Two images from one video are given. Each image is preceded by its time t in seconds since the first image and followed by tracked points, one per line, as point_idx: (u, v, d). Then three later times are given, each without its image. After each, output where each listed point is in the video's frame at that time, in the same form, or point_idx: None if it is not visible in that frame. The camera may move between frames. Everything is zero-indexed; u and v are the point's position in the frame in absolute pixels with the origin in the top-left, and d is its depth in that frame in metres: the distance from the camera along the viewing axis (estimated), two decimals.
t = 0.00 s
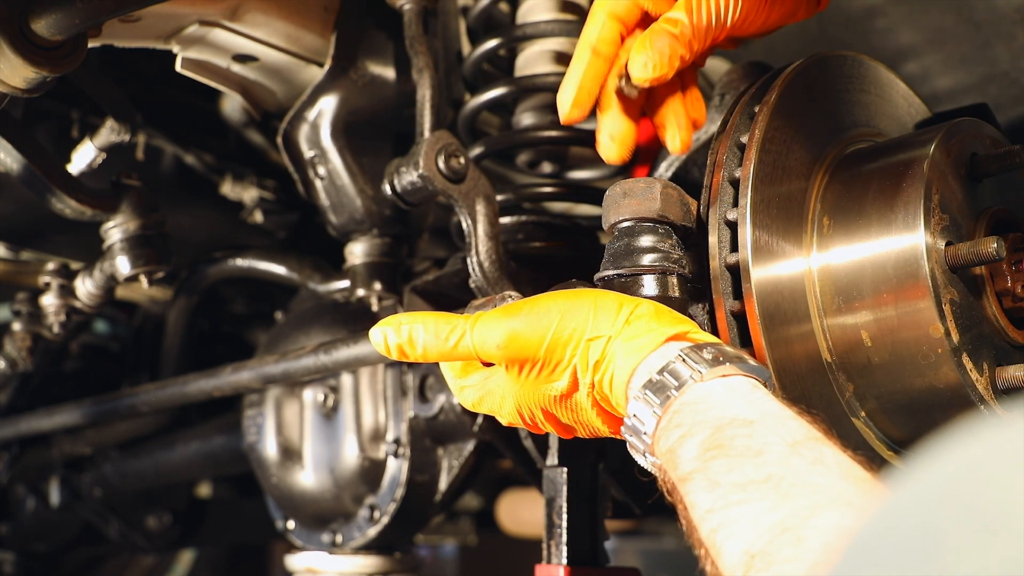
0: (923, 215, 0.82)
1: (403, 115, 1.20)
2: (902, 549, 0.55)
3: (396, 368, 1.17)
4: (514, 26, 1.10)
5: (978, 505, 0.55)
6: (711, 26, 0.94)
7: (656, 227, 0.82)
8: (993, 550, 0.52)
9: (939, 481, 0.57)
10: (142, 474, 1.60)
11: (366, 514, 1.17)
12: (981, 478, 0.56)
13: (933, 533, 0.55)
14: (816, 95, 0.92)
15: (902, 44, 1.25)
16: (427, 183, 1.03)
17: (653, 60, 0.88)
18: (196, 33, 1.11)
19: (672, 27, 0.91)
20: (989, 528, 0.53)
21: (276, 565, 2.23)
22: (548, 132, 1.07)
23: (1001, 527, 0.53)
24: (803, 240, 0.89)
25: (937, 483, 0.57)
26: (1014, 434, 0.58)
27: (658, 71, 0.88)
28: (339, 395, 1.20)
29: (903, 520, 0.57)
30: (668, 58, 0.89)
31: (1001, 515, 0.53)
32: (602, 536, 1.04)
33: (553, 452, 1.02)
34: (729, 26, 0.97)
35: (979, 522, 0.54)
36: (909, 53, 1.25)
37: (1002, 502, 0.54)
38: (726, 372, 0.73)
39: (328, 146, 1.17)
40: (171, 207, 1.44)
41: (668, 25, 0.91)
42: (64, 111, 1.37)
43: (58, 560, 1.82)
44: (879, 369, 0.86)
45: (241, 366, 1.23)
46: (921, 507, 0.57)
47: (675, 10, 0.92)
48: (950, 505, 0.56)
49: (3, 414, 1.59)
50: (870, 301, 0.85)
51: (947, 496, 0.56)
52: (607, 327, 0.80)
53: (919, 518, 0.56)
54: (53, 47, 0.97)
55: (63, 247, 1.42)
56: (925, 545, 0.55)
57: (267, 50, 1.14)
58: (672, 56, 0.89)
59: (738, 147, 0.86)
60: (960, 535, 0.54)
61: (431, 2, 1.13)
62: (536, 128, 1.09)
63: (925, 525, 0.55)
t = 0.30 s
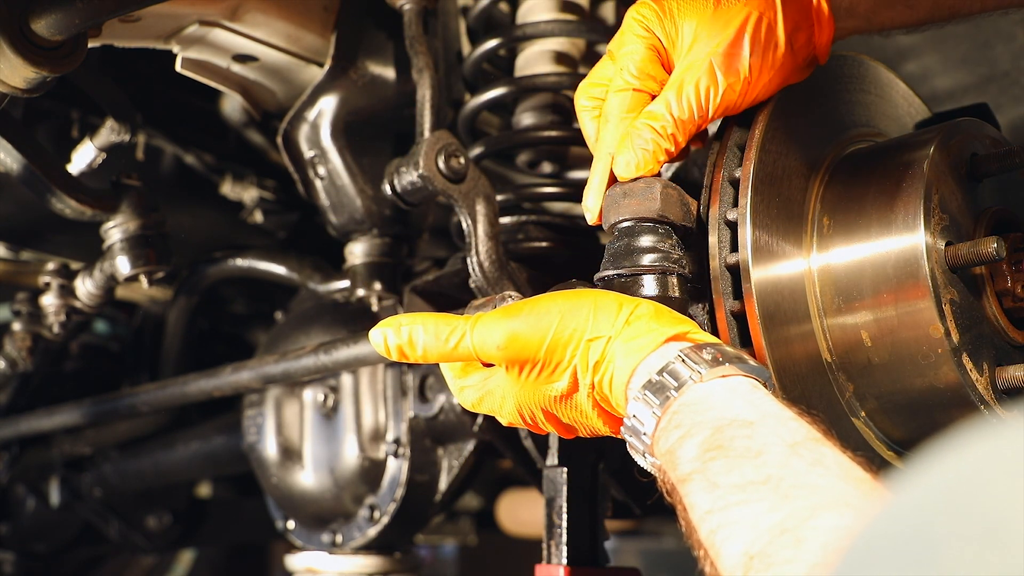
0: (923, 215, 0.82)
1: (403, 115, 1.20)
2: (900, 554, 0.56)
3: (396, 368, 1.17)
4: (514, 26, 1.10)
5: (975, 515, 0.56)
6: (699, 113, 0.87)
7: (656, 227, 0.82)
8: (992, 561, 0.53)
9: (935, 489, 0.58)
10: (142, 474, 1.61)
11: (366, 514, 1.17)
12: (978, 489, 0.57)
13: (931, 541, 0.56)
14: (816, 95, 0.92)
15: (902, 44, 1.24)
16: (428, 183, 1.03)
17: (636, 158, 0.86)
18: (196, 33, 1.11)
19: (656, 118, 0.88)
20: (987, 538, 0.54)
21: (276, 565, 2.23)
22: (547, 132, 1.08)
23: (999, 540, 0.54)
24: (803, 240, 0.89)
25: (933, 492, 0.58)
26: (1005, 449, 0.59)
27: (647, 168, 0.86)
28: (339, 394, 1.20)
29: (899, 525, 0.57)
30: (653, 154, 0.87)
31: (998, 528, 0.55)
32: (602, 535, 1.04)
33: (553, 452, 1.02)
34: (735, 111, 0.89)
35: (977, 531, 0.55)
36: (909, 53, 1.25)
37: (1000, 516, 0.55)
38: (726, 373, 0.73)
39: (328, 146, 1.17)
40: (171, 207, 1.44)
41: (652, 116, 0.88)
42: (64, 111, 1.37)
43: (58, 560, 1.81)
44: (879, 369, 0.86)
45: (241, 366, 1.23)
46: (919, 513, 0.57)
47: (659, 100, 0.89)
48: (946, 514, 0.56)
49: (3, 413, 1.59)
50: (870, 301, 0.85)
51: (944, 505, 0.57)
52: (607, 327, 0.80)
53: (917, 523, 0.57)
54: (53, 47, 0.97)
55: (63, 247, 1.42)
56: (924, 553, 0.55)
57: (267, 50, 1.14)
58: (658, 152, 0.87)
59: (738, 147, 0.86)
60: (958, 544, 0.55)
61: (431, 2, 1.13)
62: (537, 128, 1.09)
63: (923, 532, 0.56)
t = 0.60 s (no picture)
0: (923, 216, 0.82)
1: (403, 115, 1.20)
2: (900, 558, 0.56)
3: (396, 368, 1.16)
4: (514, 26, 1.10)
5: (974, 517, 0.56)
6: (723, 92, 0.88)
7: (656, 227, 0.82)
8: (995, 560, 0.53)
9: (932, 493, 0.58)
10: (143, 474, 1.61)
11: (366, 514, 1.17)
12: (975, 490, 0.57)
13: (930, 544, 0.56)
14: (816, 95, 0.92)
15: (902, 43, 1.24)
16: (428, 183, 1.03)
17: (670, 153, 0.87)
18: (196, 33, 1.11)
19: (677, 104, 0.89)
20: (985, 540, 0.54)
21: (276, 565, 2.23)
22: (548, 132, 1.08)
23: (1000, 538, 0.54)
24: (803, 240, 0.89)
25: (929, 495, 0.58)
26: (1003, 453, 0.60)
27: (682, 157, 0.87)
28: (339, 394, 1.20)
29: (899, 527, 0.57)
30: (686, 145, 0.88)
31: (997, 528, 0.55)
32: (603, 535, 1.04)
33: (553, 452, 1.02)
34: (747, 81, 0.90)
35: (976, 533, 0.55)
36: (909, 53, 1.26)
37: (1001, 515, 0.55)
38: (726, 373, 0.73)
39: (328, 146, 1.17)
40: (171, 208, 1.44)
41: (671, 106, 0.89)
42: (64, 111, 1.37)
43: (58, 561, 1.81)
44: (879, 369, 0.86)
45: (242, 366, 1.23)
46: (917, 517, 0.57)
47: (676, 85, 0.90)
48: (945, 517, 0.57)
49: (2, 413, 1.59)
50: (870, 301, 0.85)
51: (941, 509, 0.57)
52: (607, 327, 0.80)
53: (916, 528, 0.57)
54: (53, 47, 0.97)
55: (63, 247, 1.42)
56: (923, 555, 0.55)
57: (267, 50, 1.14)
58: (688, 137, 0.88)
59: (738, 147, 0.87)
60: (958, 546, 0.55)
61: (431, 2, 1.13)
62: (537, 128, 1.09)
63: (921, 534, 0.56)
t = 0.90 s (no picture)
0: (923, 215, 0.82)
1: (403, 115, 1.20)
2: (900, 559, 0.56)
3: (396, 368, 1.16)
4: (513, 26, 1.10)
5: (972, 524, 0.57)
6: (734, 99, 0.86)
7: (656, 227, 0.82)
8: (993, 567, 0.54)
9: (929, 500, 0.59)
10: (143, 474, 1.61)
11: (366, 514, 1.17)
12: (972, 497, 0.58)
13: (929, 547, 0.56)
14: (816, 95, 0.93)
15: (903, 43, 1.25)
16: (427, 183, 1.03)
17: (679, 161, 0.87)
18: (196, 33, 1.11)
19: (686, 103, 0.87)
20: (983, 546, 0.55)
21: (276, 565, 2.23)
22: (548, 132, 1.08)
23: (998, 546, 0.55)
24: (803, 240, 0.89)
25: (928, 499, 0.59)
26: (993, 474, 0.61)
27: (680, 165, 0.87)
28: (339, 394, 1.20)
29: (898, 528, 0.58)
30: (692, 152, 0.87)
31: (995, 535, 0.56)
32: (602, 535, 1.04)
33: (553, 452, 1.02)
34: (755, 88, 0.88)
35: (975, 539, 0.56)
36: (909, 53, 1.26)
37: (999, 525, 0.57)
38: (726, 373, 0.73)
39: (328, 146, 1.17)
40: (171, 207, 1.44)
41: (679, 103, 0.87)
42: (64, 111, 1.36)
43: (58, 561, 1.82)
44: (879, 369, 0.86)
45: (242, 365, 1.23)
46: (916, 519, 0.58)
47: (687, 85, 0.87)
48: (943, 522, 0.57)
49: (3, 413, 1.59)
50: (870, 301, 0.85)
51: (939, 513, 0.58)
52: (607, 328, 0.80)
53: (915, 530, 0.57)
54: (53, 47, 0.97)
55: (63, 247, 1.42)
56: (923, 558, 0.56)
57: (266, 50, 1.14)
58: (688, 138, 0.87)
59: (738, 147, 0.87)
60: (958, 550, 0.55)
61: (431, 2, 1.13)
62: (536, 128, 1.09)
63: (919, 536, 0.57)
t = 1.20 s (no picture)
0: (923, 216, 0.82)
1: (403, 115, 1.20)
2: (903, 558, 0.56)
3: (396, 368, 1.16)
4: (513, 26, 1.10)
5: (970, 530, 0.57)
6: (729, 101, 0.86)
7: (656, 227, 0.82)
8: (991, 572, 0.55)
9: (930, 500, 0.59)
10: (143, 474, 1.61)
11: (366, 514, 1.17)
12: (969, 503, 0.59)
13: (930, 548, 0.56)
14: (816, 95, 0.93)
15: (902, 43, 1.25)
16: (427, 183, 1.03)
17: (672, 156, 0.86)
18: (196, 33, 1.11)
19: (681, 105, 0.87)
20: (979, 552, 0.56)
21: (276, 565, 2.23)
22: (548, 132, 1.08)
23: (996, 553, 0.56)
24: (803, 240, 0.89)
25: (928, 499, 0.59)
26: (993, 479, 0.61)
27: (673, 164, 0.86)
28: (339, 394, 1.20)
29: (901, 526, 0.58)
30: (685, 149, 0.87)
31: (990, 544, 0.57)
32: (602, 535, 1.04)
33: (553, 452, 1.02)
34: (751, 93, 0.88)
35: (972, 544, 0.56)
36: (909, 53, 1.25)
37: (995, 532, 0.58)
38: (726, 373, 0.73)
39: (328, 146, 1.17)
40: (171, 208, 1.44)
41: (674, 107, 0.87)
42: (64, 111, 1.37)
43: (58, 561, 1.82)
44: (879, 369, 0.86)
45: (242, 366, 1.23)
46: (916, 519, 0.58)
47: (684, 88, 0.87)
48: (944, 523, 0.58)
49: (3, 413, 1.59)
50: (870, 301, 0.85)
51: (939, 514, 0.58)
52: (607, 327, 0.80)
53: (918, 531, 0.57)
54: (53, 47, 0.97)
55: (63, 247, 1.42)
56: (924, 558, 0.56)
57: (266, 50, 1.14)
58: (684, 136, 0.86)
59: (738, 147, 0.87)
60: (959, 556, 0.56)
61: (431, 2, 1.13)
62: (537, 128, 1.09)
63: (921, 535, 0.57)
